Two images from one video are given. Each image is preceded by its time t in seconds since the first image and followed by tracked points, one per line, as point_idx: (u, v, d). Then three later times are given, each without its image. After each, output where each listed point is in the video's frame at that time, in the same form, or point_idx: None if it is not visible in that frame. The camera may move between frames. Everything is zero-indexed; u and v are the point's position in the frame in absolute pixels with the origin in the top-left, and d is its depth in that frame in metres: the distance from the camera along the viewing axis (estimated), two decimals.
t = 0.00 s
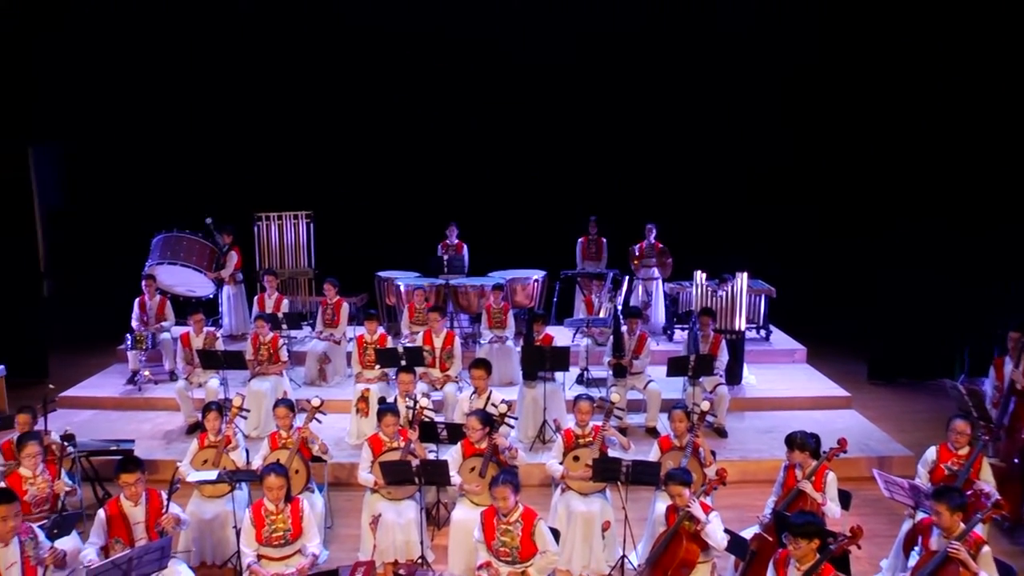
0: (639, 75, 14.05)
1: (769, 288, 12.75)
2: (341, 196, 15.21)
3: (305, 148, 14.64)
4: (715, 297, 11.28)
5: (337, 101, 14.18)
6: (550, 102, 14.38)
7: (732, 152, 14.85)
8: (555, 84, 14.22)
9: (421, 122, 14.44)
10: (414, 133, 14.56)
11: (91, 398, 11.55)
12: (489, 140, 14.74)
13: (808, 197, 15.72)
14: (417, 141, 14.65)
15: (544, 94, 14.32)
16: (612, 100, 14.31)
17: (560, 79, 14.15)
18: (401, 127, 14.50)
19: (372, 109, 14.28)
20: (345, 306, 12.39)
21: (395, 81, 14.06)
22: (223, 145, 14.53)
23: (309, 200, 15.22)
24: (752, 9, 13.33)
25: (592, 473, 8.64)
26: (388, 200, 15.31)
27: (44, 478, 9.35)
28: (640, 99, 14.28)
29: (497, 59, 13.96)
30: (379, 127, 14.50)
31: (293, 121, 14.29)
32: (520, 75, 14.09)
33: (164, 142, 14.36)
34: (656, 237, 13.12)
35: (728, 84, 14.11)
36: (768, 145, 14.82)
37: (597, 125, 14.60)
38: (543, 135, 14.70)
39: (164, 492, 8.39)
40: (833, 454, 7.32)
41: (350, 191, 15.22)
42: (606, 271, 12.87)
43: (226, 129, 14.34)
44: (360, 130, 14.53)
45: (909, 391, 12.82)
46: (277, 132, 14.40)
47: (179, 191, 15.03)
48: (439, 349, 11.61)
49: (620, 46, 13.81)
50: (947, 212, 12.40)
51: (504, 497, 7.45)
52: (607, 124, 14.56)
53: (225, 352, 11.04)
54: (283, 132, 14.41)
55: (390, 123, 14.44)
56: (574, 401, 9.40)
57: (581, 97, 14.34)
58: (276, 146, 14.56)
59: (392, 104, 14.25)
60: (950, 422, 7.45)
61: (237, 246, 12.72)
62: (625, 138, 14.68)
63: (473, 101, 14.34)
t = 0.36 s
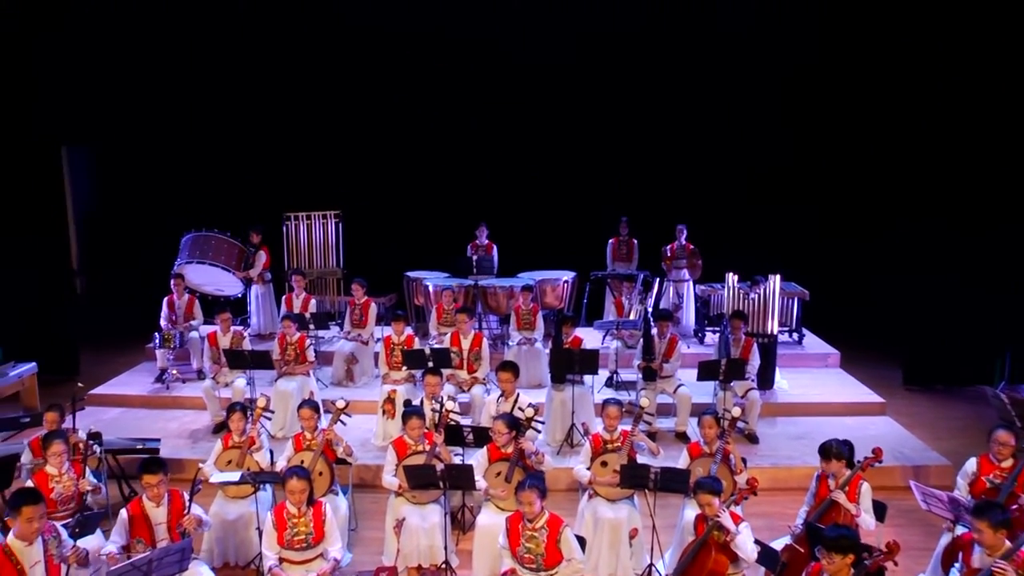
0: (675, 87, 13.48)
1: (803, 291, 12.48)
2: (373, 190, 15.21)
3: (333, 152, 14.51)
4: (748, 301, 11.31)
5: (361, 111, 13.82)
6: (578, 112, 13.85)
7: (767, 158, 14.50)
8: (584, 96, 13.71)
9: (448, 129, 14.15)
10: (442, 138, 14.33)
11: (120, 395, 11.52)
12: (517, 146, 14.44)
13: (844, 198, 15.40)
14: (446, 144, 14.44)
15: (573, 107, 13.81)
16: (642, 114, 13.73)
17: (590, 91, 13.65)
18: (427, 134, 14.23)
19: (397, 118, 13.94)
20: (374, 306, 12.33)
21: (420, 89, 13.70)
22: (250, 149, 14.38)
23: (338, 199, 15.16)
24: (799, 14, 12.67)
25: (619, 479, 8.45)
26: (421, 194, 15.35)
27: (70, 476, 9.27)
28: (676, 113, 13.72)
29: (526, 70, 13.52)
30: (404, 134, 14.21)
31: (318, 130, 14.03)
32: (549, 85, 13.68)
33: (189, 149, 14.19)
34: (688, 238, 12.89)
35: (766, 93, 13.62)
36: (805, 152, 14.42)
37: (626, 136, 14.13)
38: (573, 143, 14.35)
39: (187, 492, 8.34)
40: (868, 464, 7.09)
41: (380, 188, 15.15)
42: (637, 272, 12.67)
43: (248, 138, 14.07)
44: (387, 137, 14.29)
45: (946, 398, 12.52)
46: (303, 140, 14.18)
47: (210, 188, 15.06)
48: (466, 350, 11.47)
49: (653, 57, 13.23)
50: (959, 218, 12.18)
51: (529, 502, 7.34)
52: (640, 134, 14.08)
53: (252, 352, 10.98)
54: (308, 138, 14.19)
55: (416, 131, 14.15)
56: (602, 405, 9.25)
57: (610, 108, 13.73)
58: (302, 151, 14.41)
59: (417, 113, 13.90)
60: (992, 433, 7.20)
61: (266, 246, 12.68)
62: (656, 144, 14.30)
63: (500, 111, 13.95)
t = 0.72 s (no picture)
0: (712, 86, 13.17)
1: (834, 294, 12.14)
2: (399, 191, 14.99)
3: (361, 150, 14.37)
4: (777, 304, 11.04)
5: (392, 111, 13.65)
6: (612, 113, 13.55)
7: (804, 160, 14.14)
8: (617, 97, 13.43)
9: (479, 129, 13.95)
10: (472, 137, 14.14)
11: (142, 395, 11.37)
12: (546, 147, 14.20)
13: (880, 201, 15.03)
14: (475, 144, 14.25)
15: (607, 107, 13.51)
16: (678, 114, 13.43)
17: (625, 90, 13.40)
18: (458, 134, 14.05)
19: (428, 118, 13.73)
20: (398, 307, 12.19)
21: (452, 88, 13.55)
22: (276, 148, 14.26)
23: (365, 198, 15.01)
24: (843, 10, 12.34)
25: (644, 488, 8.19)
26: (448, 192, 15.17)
27: (87, 477, 9.20)
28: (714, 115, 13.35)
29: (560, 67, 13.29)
30: (434, 133, 14.01)
31: (347, 130, 13.88)
32: (583, 84, 13.41)
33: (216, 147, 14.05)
34: (717, 240, 12.61)
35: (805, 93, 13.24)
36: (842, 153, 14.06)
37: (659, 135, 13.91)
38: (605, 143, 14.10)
39: (202, 494, 8.12)
40: (903, 477, 6.80)
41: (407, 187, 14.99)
42: (665, 274, 12.41)
43: (275, 137, 13.91)
44: (416, 137, 14.10)
45: (982, 406, 12.17)
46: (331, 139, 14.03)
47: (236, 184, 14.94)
48: (490, 353, 11.28)
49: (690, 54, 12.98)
50: (1004, 224, 11.81)
51: (553, 508, 7.03)
52: (673, 134, 13.82)
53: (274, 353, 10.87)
54: (336, 137, 14.04)
55: (446, 131, 13.95)
56: (627, 411, 9.02)
57: (645, 109, 13.44)
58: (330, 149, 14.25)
59: (448, 112, 13.71)
60: None
61: (290, 246, 12.52)
62: (692, 145, 14.07)
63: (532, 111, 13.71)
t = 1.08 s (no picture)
0: (772, 78, 12.35)
1: (889, 299, 11.36)
2: (432, 183, 14.54)
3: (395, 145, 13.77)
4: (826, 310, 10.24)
5: (429, 105, 13.07)
6: (661, 107, 12.82)
7: (863, 158, 13.29)
8: (668, 90, 12.69)
9: (520, 124, 13.29)
10: (511, 132, 13.48)
11: (157, 398, 10.85)
12: (588, 142, 13.52)
13: (939, 202, 14.20)
14: (515, 139, 13.62)
15: (658, 100, 12.77)
16: (734, 109, 12.67)
17: (676, 83, 12.62)
18: (497, 128, 13.44)
19: (467, 112, 13.17)
20: (425, 311, 11.65)
21: (493, 80, 12.93)
22: (307, 142, 13.71)
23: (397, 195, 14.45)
24: None
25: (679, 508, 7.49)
26: (483, 188, 14.56)
27: (91, 486, 8.75)
28: (771, 109, 12.60)
29: (609, 60, 12.54)
30: (473, 127, 13.43)
31: (382, 124, 13.32)
32: (632, 77, 12.65)
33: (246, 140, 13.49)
34: (763, 240, 11.89)
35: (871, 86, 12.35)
36: (903, 151, 13.24)
37: (711, 132, 13.10)
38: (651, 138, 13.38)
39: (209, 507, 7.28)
40: (967, 505, 6.09)
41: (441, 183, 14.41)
42: (708, 277, 11.70)
43: (308, 131, 13.39)
44: (454, 132, 13.51)
45: None
46: (366, 133, 13.48)
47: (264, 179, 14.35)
48: (521, 359, 10.72)
49: (751, 46, 12.16)
50: None
51: (586, 528, 6.31)
52: (727, 132, 13.02)
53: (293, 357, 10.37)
54: (372, 131, 13.48)
55: (486, 124, 13.37)
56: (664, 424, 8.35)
57: (696, 104, 12.71)
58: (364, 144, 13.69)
59: (489, 105, 13.13)
60: None
61: (315, 245, 12.02)
62: (746, 143, 13.24)
63: (577, 105, 13.00)
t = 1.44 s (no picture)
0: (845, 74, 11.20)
1: (983, 310, 10.14)
2: (475, 179, 13.65)
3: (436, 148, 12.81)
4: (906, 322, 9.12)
5: (465, 105, 12.08)
6: (712, 105, 11.74)
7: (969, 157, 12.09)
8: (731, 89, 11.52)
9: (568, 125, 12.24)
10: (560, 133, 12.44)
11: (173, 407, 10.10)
12: (643, 137, 12.52)
13: None
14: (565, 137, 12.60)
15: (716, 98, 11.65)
16: (800, 104, 11.59)
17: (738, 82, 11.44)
18: (546, 129, 12.40)
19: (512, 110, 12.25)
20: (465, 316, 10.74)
21: (524, 74, 11.80)
22: (345, 138, 12.87)
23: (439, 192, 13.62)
24: None
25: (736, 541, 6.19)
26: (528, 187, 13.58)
27: (91, 504, 8.00)
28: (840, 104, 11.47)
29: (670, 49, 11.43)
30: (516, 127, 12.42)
31: (419, 124, 12.37)
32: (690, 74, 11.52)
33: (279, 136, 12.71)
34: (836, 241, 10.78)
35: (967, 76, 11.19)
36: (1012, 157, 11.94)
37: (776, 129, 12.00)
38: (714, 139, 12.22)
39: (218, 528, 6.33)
40: None
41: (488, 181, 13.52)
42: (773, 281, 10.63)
43: (344, 130, 12.52)
44: (498, 129, 12.53)
45: None
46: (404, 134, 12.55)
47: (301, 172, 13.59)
48: (565, 371, 9.75)
49: (816, 32, 11.05)
50: None
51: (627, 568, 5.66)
52: (784, 125, 11.96)
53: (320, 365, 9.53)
54: (410, 131, 12.53)
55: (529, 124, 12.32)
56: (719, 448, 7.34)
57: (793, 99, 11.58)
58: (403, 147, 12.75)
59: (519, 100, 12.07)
60: None
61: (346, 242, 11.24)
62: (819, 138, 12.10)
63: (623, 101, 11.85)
